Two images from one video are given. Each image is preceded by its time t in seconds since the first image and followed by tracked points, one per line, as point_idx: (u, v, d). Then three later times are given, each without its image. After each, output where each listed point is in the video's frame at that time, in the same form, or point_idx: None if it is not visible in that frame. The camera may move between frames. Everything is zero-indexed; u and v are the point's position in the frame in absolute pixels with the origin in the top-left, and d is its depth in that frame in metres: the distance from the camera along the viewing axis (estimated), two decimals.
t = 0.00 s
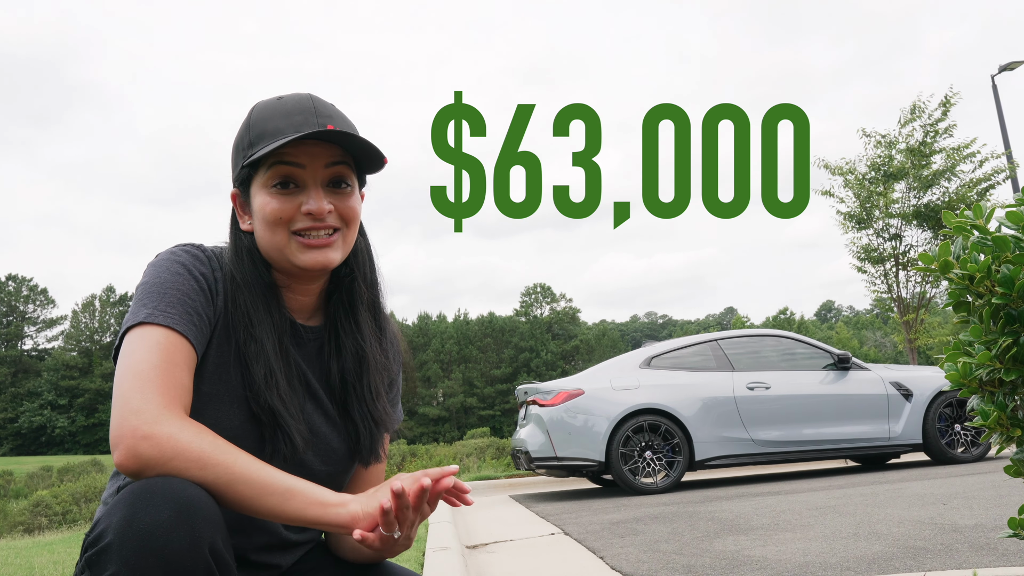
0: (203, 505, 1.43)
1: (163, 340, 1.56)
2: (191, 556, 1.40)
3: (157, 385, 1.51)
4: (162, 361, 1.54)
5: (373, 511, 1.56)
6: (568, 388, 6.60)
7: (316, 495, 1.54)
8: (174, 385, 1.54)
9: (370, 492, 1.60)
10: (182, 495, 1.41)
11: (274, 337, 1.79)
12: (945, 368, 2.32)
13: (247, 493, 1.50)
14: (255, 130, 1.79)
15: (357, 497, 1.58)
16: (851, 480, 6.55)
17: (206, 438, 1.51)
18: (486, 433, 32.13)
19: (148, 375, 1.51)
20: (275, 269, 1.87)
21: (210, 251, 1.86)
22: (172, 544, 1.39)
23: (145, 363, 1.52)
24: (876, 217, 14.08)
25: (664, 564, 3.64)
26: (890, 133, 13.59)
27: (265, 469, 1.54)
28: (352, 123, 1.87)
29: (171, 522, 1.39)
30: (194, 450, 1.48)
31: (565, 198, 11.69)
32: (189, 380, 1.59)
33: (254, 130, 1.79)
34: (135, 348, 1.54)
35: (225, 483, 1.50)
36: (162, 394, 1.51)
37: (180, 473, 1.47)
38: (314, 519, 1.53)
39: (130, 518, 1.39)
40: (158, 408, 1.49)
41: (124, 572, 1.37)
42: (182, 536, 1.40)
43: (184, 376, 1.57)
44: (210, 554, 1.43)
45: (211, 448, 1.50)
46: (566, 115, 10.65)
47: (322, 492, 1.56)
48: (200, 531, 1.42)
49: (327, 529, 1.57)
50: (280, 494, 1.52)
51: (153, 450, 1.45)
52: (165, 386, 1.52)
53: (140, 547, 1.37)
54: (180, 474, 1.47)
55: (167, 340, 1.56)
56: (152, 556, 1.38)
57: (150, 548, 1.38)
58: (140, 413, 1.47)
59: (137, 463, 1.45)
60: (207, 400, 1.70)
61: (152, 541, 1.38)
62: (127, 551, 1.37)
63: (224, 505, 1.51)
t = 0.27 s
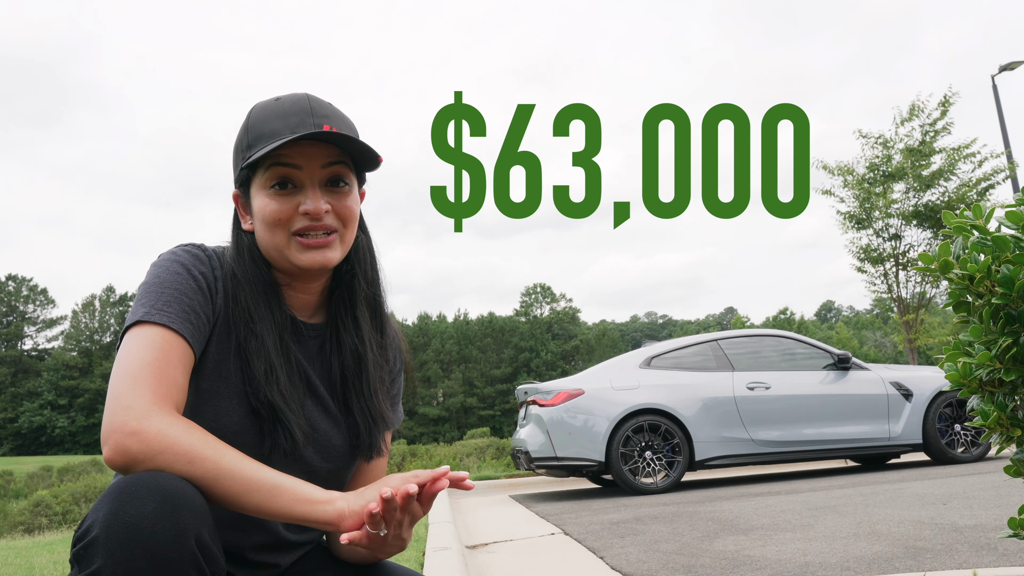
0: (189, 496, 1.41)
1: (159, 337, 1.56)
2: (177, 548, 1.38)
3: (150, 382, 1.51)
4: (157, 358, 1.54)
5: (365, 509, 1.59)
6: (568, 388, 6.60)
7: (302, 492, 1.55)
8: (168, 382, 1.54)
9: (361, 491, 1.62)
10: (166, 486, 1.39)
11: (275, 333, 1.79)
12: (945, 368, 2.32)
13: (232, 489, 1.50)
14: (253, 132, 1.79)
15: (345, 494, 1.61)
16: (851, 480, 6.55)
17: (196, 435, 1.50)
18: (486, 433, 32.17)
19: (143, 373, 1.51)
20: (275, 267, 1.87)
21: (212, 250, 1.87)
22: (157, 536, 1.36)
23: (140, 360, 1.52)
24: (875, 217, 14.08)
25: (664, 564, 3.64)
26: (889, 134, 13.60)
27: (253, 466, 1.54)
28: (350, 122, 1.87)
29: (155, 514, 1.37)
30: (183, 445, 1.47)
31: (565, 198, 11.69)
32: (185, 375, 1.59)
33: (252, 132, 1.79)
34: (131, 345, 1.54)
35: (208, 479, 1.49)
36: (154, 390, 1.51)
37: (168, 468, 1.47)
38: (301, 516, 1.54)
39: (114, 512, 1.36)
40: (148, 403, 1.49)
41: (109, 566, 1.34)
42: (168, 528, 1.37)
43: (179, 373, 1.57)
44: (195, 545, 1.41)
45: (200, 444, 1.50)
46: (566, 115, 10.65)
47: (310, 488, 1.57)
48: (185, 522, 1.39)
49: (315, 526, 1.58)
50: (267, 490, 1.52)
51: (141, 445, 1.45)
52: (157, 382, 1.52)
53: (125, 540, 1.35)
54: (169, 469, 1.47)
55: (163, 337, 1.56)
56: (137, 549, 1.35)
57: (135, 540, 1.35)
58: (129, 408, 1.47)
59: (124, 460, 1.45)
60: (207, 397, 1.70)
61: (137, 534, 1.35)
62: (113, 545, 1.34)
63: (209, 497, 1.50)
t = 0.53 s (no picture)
0: (177, 489, 1.40)
1: (158, 330, 1.57)
2: (164, 540, 1.36)
3: (154, 375, 1.52)
4: (159, 350, 1.55)
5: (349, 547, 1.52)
6: (568, 388, 6.60)
7: (290, 510, 1.51)
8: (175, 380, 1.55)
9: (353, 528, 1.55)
10: (155, 478, 1.38)
11: (271, 328, 1.79)
12: (945, 368, 2.32)
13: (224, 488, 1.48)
14: (255, 130, 1.80)
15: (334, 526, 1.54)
16: (852, 480, 6.55)
17: (197, 432, 1.50)
18: (485, 432, 32.20)
19: (140, 366, 1.52)
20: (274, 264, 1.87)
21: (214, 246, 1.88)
22: (145, 528, 1.35)
23: (140, 353, 1.53)
24: (875, 217, 14.09)
25: (664, 564, 3.64)
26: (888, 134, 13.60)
27: (244, 471, 1.51)
28: (352, 124, 1.86)
29: (142, 506, 1.35)
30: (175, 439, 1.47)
31: (565, 198, 11.70)
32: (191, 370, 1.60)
33: (253, 131, 1.79)
34: (133, 338, 1.56)
35: (202, 478, 1.48)
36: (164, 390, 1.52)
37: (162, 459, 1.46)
38: (285, 529, 1.50)
39: (103, 503, 1.35)
40: (153, 398, 1.50)
41: (98, 556, 1.34)
42: (156, 519, 1.36)
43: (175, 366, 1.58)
44: (184, 537, 1.39)
45: (199, 442, 1.49)
46: (566, 115, 10.66)
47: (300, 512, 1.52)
48: (172, 515, 1.38)
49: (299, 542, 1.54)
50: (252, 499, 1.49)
51: (141, 437, 1.46)
52: (160, 376, 1.53)
53: (114, 531, 1.34)
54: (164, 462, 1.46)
55: (161, 330, 1.57)
56: (126, 540, 1.34)
57: (123, 531, 1.34)
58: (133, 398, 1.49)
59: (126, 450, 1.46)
60: (202, 390, 1.70)
61: (125, 524, 1.34)
62: (102, 535, 1.34)
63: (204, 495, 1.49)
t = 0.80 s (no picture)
0: (171, 485, 1.40)
1: (148, 334, 1.57)
2: (160, 537, 1.36)
3: (137, 380, 1.52)
4: (146, 360, 1.55)
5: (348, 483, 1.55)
6: (568, 388, 6.60)
7: (284, 472, 1.53)
8: (156, 378, 1.55)
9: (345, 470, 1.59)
10: (148, 475, 1.38)
11: (273, 326, 1.79)
12: (946, 368, 2.31)
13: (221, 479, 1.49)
14: (258, 129, 1.80)
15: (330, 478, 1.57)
16: (852, 480, 6.55)
17: (177, 425, 1.50)
18: (485, 432, 32.20)
19: (133, 370, 1.52)
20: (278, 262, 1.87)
21: (215, 248, 1.88)
22: (140, 525, 1.35)
23: (128, 360, 1.53)
24: (875, 217, 14.08)
25: (664, 564, 3.64)
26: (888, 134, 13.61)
27: (230, 450, 1.52)
28: (355, 122, 1.86)
29: (137, 504, 1.35)
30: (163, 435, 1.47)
31: (565, 198, 11.70)
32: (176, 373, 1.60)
33: (257, 130, 1.79)
34: (124, 344, 1.56)
35: (190, 467, 1.48)
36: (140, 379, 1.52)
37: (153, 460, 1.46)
38: (282, 495, 1.52)
39: (96, 502, 1.35)
40: (128, 399, 1.49)
41: (94, 556, 1.33)
42: (150, 516, 1.36)
43: (169, 369, 1.58)
44: (178, 534, 1.39)
45: (181, 433, 1.49)
46: (566, 115, 10.65)
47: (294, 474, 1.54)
48: (167, 511, 1.38)
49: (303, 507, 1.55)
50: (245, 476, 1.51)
51: (120, 443, 1.45)
52: (144, 378, 1.53)
53: (108, 529, 1.33)
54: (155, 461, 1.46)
55: (154, 333, 1.58)
56: (120, 539, 1.34)
57: (119, 529, 1.34)
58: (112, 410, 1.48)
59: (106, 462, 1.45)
60: (203, 389, 1.70)
61: (119, 523, 1.34)
62: (96, 535, 1.33)
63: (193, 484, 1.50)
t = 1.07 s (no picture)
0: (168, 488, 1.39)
1: (165, 326, 1.58)
2: (154, 540, 1.36)
3: (155, 373, 1.52)
4: (159, 350, 1.55)
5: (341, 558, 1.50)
6: (568, 388, 6.60)
7: (279, 523, 1.51)
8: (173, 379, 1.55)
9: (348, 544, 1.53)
10: (144, 478, 1.38)
11: (274, 321, 1.79)
12: (946, 368, 2.32)
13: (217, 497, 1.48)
14: (261, 130, 1.80)
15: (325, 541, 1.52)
16: (852, 480, 6.55)
17: (193, 434, 1.50)
18: (485, 432, 32.21)
19: (141, 362, 1.53)
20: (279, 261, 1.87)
21: (217, 243, 1.89)
22: (135, 527, 1.35)
23: (142, 351, 1.54)
24: (875, 217, 14.08)
25: (664, 564, 3.64)
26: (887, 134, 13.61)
27: (233, 475, 1.51)
28: (358, 124, 1.86)
29: (132, 506, 1.35)
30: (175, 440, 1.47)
31: (565, 198, 11.70)
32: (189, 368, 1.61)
33: (259, 130, 1.80)
34: (133, 333, 1.56)
35: (195, 482, 1.48)
36: (165, 385, 1.53)
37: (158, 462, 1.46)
38: (271, 542, 1.50)
39: (92, 504, 1.34)
40: (152, 397, 1.50)
41: (88, 557, 1.33)
42: (146, 518, 1.36)
43: (182, 360, 1.59)
44: (174, 537, 1.39)
45: (194, 443, 1.49)
46: (566, 115, 10.66)
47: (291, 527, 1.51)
48: (162, 513, 1.37)
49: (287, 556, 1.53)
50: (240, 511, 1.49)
51: (137, 436, 1.47)
52: (162, 373, 1.53)
53: (103, 531, 1.33)
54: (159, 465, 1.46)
55: (167, 325, 1.58)
56: (116, 541, 1.34)
57: (113, 531, 1.34)
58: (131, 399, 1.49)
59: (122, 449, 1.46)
60: (204, 383, 1.71)
61: (114, 525, 1.34)
62: (91, 537, 1.33)
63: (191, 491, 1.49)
